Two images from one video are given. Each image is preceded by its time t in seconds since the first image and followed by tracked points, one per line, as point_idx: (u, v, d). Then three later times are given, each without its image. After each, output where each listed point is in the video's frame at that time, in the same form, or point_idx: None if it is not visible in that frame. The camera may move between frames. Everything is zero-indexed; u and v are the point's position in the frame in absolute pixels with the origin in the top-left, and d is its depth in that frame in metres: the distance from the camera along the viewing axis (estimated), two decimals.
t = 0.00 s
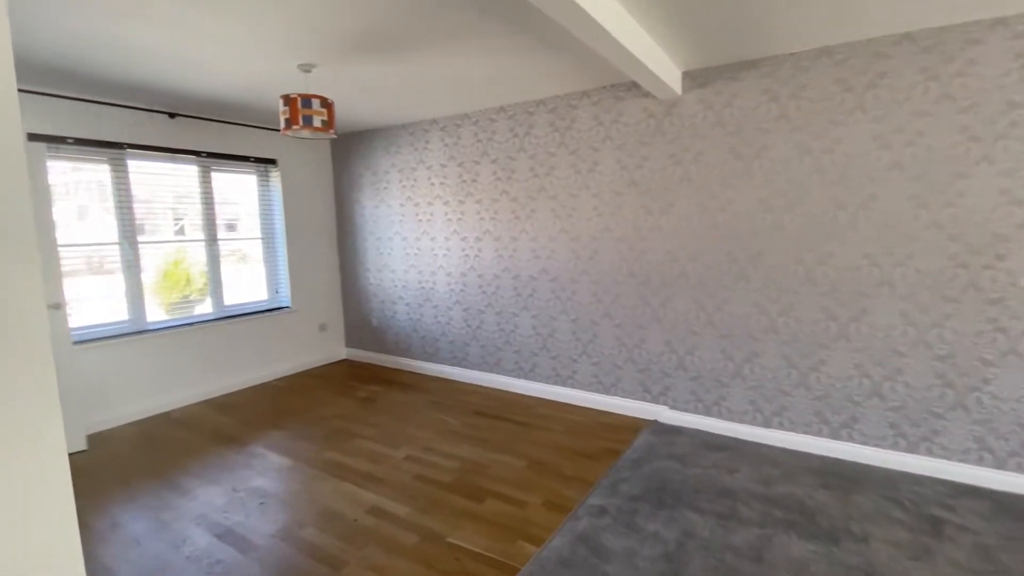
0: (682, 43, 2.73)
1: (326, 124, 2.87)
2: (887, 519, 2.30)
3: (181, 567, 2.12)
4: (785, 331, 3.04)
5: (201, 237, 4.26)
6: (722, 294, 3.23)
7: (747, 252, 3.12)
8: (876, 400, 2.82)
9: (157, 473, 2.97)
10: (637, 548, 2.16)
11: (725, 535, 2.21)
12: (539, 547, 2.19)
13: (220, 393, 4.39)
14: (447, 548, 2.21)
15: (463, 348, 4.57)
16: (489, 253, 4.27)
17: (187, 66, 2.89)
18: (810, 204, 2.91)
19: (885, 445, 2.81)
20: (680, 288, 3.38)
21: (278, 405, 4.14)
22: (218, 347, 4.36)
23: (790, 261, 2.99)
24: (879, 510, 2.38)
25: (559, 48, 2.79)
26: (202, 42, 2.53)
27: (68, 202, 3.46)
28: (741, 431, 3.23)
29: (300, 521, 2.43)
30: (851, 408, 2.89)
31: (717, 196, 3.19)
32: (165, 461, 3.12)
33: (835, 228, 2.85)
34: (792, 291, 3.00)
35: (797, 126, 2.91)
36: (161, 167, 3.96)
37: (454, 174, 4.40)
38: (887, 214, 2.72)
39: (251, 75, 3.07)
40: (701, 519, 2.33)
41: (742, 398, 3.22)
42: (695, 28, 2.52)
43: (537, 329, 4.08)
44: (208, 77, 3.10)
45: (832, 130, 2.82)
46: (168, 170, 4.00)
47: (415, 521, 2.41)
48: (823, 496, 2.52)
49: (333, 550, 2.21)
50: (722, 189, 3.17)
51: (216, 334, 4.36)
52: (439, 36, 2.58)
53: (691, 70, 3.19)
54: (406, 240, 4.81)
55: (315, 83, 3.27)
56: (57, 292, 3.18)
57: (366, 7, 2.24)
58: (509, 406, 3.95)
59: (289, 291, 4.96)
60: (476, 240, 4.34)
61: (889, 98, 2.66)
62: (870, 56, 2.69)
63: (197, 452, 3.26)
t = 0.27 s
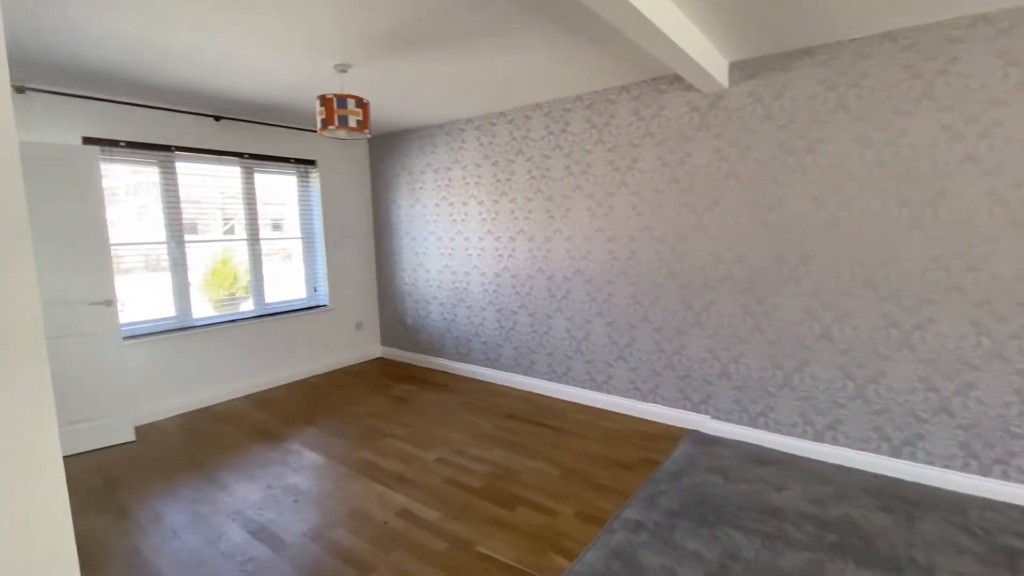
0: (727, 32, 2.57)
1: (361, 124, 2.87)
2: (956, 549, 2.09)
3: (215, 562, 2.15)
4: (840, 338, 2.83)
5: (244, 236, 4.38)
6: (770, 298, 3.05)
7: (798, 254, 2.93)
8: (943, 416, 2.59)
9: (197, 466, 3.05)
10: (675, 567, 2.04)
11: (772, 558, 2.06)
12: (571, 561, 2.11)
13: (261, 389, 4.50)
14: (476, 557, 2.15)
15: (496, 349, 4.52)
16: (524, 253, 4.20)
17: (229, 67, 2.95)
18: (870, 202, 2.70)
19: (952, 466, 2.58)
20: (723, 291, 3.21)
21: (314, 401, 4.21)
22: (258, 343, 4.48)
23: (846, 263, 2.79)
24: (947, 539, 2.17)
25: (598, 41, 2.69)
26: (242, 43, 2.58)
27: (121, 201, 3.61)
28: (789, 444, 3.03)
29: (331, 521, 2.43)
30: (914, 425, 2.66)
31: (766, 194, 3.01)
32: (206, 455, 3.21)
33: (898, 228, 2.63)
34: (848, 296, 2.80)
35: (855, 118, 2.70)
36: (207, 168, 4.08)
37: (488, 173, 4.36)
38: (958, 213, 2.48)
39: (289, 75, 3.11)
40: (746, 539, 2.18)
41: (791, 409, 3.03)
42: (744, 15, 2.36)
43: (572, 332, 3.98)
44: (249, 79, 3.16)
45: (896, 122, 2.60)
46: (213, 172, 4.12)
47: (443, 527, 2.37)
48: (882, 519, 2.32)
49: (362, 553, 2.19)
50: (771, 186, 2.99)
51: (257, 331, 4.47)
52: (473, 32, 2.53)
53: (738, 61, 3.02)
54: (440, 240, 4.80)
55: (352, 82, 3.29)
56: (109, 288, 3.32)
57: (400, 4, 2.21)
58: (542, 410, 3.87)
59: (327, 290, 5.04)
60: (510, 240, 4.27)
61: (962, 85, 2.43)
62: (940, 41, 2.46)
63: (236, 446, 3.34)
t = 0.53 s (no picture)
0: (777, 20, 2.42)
1: (396, 124, 2.87)
2: None
3: (250, 557, 2.19)
4: (898, 347, 2.64)
5: (284, 236, 4.48)
6: (819, 302, 2.87)
7: (851, 256, 2.75)
8: (1016, 435, 2.37)
9: (236, 459, 3.14)
10: None
11: None
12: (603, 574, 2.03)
13: (298, 385, 4.60)
14: (506, 565, 2.11)
15: (529, 351, 4.46)
16: (558, 254, 4.13)
17: (269, 70, 3.01)
18: (933, 201, 2.50)
19: None
20: (769, 294, 3.05)
21: (350, 399, 4.27)
22: (297, 340, 4.58)
23: (905, 267, 2.59)
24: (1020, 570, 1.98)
25: (637, 34, 2.59)
26: (281, 46, 2.62)
27: (170, 202, 3.75)
28: (839, 458, 2.86)
29: (362, 521, 2.44)
30: (982, 443, 2.45)
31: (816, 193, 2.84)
32: (245, 449, 3.30)
33: (966, 229, 2.43)
34: (907, 302, 2.60)
35: (918, 110, 2.51)
36: (251, 170, 4.20)
37: (523, 173, 4.31)
38: None
39: (327, 76, 3.15)
40: (792, 561, 2.05)
41: (841, 421, 2.85)
42: (794, 1, 2.22)
43: (607, 334, 3.88)
44: (289, 81, 3.22)
45: (965, 113, 2.39)
46: (256, 173, 4.24)
47: (474, 532, 2.33)
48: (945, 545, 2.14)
49: (392, 555, 2.18)
50: (822, 184, 2.81)
51: (296, 329, 4.57)
52: (509, 28, 2.48)
53: (787, 52, 2.85)
54: (474, 240, 4.79)
55: (387, 83, 3.30)
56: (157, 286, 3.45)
57: (435, 2, 2.18)
58: (575, 414, 3.79)
59: (363, 289, 5.12)
60: (544, 241, 4.21)
61: None
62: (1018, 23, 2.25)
63: (274, 441, 3.42)
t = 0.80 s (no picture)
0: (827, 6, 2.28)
1: (428, 123, 2.87)
2: None
3: (281, 550, 2.22)
4: (962, 357, 2.44)
5: (321, 235, 4.57)
6: (873, 307, 2.69)
7: (910, 258, 2.56)
8: None
9: (272, 452, 3.21)
10: None
11: None
12: None
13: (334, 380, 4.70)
14: (533, 572, 2.06)
15: (561, 352, 4.40)
16: (591, 253, 4.04)
17: (307, 72, 3.06)
18: (1005, 198, 2.29)
19: None
20: (817, 298, 2.88)
21: (383, 396, 4.32)
22: (333, 337, 4.67)
23: (971, 270, 2.39)
24: None
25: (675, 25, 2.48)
26: (318, 48, 2.66)
27: (213, 201, 3.89)
28: (893, 475, 2.67)
29: (390, 519, 2.45)
30: None
31: (871, 190, 2.65)
32: (281, 442, 3.37)
33: None
34: (973, 308, 2.40)
35: (989, 99, 2.30)
36: (291, 170, 4.30)
37: (556, 171, 4.24)
38: None
39: (362, 77, 3.18)
40: None
41: (896, 434, 2.66)
42: None
43: (641, 337, 3.77)
44: (326, 82, 3.28)
45: None
46: (295, 173, 4.34)
47: (502, 536, 2.30)
48: None
49: (419, 555, 2.17)
50: (877, 181, 2.63)
51: (332, 325, 4.66)
52: (542, 24, 2.44)
53: (840, 40, 2.68)
54: (507, 239, 4.75)
55: (421, 82, 3.30)
56: (201, 282, 3.57)
57: None
58: (608, 418, 3.70)
59: (397, 287, 5.17)
60: (578, 240, 4.14)
61: None
62: None
63: (308, 435, 3.48)
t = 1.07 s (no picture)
0: None
1: (460, 122, 2.85)
2: None
3: (310, 544, 2.25)
4: None
5: (357, 233, 4.64)
6: (932, 314, 2.49)
7: (976, 261, 2.35)
8: None
9: (306, 446, 3.28)
10: None
11: None
12: None
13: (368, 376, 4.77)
14: None
15: (593, 354, 4.31)
16: (626, 253, 3.94)
17: (343, 73, 3.11)
18: None
19: None
20: (869, 303, 2.70)
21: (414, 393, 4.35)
22: (367, 334, 4.74)
23: None
24: None
25: (716, 15, 2.37)
26: (353, 48, 2.69)
27: (254, 200, 4.01)
28: (953, 495, 2.47)
29: (418, 519, 2.44)
30: None
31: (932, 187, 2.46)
32: (314, 436, 3.44)
33: None
34: None
35: None
36: (327, 170, 4.39)
37: (591, 169, 4.15)
38: None
39: (395, 76, 3.20)
40: None
41: (957, 452, 2.46)
42: None
43: (677, 340, 3.65)
44: (362, 83, 3.32)
45: None
46: (331, 173, 4.42)
47: (528, 542, 2.25)
48: None
49: (444, 557, 2.15)
50: (939, 177, 2.43)
51: (366, 323, 4.73)
52: (575, 18, 2.38)
53: (898, 25, 2.49)
54: (539, 238, 4.70)
55: (454, 80, 3.29)
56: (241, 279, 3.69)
57: None
58: (641, 423, 3.59)
59: (430, 285, 5.20)
60: (612, 240, 4.04)
61: None
62: None
63: (341, 430, 3.54)
